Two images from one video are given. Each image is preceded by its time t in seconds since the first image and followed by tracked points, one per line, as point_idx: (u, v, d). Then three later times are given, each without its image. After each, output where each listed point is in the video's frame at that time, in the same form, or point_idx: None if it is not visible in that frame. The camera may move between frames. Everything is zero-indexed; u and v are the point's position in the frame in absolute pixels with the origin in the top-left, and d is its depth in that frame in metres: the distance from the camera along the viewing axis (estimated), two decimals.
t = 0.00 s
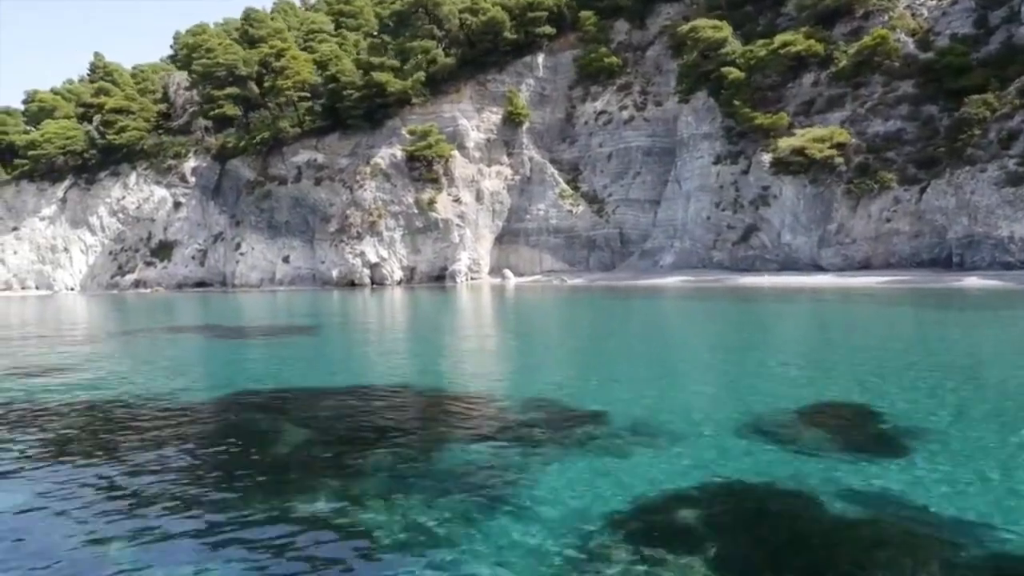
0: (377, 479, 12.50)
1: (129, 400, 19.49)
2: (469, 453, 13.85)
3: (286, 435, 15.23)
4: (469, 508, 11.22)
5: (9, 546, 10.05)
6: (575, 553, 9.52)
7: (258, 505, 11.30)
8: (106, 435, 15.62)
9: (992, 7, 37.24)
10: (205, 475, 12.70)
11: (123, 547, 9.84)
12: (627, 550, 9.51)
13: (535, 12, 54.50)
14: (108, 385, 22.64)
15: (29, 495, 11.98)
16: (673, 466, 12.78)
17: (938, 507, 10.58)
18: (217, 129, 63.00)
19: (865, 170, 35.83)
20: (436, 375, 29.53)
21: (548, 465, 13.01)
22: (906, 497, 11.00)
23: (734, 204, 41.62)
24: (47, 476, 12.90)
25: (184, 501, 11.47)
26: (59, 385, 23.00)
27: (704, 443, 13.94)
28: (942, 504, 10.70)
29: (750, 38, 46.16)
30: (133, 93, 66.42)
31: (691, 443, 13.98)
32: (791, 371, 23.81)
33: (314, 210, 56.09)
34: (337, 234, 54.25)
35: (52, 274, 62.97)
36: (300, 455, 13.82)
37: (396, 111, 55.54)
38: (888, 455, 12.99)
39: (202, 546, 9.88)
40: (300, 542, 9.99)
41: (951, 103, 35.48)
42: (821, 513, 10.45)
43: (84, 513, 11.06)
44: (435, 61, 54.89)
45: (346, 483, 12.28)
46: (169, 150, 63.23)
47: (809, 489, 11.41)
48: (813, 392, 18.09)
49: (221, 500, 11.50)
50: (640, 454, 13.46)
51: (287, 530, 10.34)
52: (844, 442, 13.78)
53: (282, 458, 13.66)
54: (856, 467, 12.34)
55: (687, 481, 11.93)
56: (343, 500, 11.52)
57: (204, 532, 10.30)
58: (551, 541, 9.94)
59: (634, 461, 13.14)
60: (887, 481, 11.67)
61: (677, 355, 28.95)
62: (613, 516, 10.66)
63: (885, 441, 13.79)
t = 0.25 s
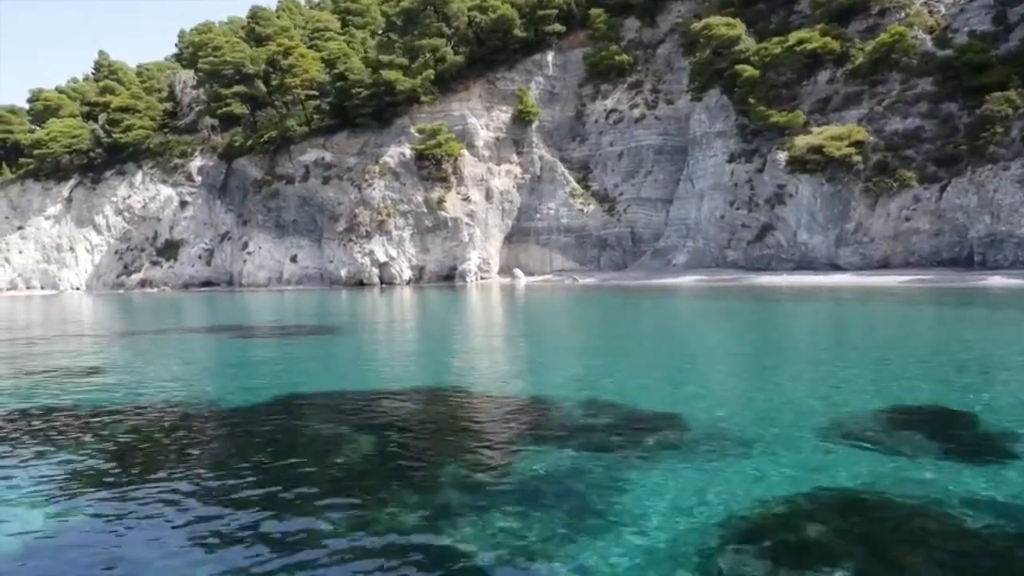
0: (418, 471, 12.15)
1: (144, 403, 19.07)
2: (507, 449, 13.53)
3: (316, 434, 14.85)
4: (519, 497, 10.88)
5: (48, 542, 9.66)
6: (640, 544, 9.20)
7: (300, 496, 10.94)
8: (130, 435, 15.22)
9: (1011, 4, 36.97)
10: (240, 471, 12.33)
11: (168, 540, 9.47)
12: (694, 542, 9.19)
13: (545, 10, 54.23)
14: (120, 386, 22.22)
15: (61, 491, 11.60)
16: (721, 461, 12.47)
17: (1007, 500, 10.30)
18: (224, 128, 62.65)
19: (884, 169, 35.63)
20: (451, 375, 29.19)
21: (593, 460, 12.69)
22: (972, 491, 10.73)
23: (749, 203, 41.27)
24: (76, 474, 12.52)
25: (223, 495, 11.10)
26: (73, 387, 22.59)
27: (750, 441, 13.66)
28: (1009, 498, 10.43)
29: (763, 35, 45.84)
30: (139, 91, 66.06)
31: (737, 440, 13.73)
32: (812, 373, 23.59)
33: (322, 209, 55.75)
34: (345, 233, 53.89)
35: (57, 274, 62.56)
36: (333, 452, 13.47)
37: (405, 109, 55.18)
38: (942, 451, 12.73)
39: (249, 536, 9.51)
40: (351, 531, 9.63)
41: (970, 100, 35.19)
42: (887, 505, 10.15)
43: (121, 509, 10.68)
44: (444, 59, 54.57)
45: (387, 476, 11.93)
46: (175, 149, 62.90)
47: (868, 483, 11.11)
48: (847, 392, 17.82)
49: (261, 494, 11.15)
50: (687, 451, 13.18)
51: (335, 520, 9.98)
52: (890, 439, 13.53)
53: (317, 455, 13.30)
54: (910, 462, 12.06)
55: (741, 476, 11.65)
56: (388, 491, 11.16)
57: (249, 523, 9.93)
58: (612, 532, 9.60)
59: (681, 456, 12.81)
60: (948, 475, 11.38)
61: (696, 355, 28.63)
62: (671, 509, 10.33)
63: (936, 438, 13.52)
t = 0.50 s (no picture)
0: (458, 479, 11.95)
1: (161, 409, 18.81)
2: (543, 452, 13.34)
3: (344, 440, 14.62)
4: (568, 506, 10.69)
5: (93, 562, 9.47)
6: (697, 558, 9.02)
7: (342, 508, 10.72)
8: (156, 442, 15.00)
9: None
10: (277, 480, 12.12)
11: (216, 554, 9.28)
12: (754, 557, 9.02)
13: (554, 8, 53.95)
14: (133, 390, 21.91)
15: (97, 504, 11.39)
16: (766, 468, 12.27)
17: None
18: (229, 126, 62.27)
19: (900, 167, 35.38)
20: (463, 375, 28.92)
21: (633, 466, 12.50)
22: None
23: (762, 202, 40.97)
24: (108, 485, 12.30)
25: (264, 506, 10.90)
26: (87, 391, 22.31)
27: (792, 447, 13.43)
28: None
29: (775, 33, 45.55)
30: (144, 90, 65.73)
31: (777, 446, 13.51)
32: (830, 375, 23.47)
33: (329, 208, 55.43)
34: (352, 232, 53.59)
35: (62, 273, 62.27)
36: (364, 458, 13.25)
37: (412, 108, 54.85)
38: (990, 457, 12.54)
39: (300, 552, 9.32)
40: (402, 545, 9.44)
41: (987, 98, 35.03)
42: (945, 515, 9.97)
43: (160, 522, 10.47)
44: (453, 57, 54.26)
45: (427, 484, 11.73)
46: (181, 148, 62.57)
47: (918, 491, 10.95)
48: (876, 395, 17.61)
49: (303, 504, 10.94)
50: (729, 457, 12.96)
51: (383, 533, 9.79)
52: (930, 444, 13.40)
53: (351, 461, 13.09)
54: (955, 468, 11.96)
55: (790, 484, 11.45)
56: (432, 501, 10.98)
57: (295, 537, 9.75)
58: (667, 543, 9.42)
59: (722, 464, 12.62)
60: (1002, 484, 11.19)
61: (712, 356, 28.42)
62: (724, 519, 10.15)
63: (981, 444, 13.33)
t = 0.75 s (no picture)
0: (500, 482, 11.74)
1: (179, 412, 18.55)
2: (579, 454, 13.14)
3: (375, 443, 14.39)
4: (618, 510, 10.48)
5: (137, 573, 9.23)
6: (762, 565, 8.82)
7: (393, 511, 10.58)
8: (182, 446, 14.75)
9: None
10: (315, 484, 11.88)
11: (265, 561, 9.06)
12: (818, 566, 8.83)
13: (562, 6, 53.64)
14: (149, 392, 21.67)
15: (133, 510, 11.15)
16: (813, 472, 12.06)
17: None
18: (235, 125, 61.90)
19: (917, 165, 35.29)
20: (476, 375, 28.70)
21: (676, 468, 12.29)
22: None
23: (775, 201, 40.73)
24: (142, 490, 12.05)
25: (306, 512, 10.66)
26: (101, 392, 22.06)
27: (836, 450, 13.29)
28: None
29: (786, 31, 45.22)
30: (148, 89, 65.38)
31: (821, 448, 13.35)
32: (850, 376, 23.35)
33: (336, 208, 55.13)
34: (360, 232, 53.31)
35: (67, 273, 61.96)
36: (399, 460, 13.04)
37: (420, 107, 54.54)
38: None
39: (351, 560, 9.10)
40: (456, 553, 9.22)
41: (1004, 97, 35.04)
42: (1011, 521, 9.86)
43: (202, 529, 10.23)
44: (461, 56, 53.96)
45: (469, 487, 11.50)
46: (186, 147, 62.23)
47: (977, 496, 10.83)
48: (909, 396, 17.43)
49: (346, 510, 10.72)
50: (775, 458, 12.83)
51: (435, 540, 9.58)
52: (972, 445, 13.24)
53: (387, 463, 12.87)
54: (1009, 472, 11.85)
55: (844, 488, 11.33)
56: (478, 505, 10.76)
57: (345, 544, 9.53)
58: (727, 549, 9.23)
59: (766, 466, 12.43)
60: None
61: (729, 355, 28.21)
62: (781, 525, 9.95)
63: None
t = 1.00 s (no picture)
0: (543, 482, 11.54)
1: (197, 409, 18.30)
2: (616, 454, 12.93)
3: (406, 442, 14.18)
4: (670, 510, 10.32)
5: None
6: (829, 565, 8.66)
7: (444, 509, 10.50)
8: (209, 443, 14.50)
9: None
10: (355, 484, 11.68)
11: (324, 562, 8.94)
12: (891, 563, 8.74)
13: (571, 4, 53.35)
14: (162, 389, 21.38)
15: (172, 509, 10.94)
16: (861, 470, 11.90)
17: None
18: (241, 124, 61.54)
19: (934, 164, 35.28)
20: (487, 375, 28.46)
21: (719, 467, 12.10)
22: None
23: (789, 200, 40.47)
24: (177, 489, 11.83)
25: (352, 513, 10.47)
26: (115, 389, 21.77)
27: (881, 447, 13.18)
28: None
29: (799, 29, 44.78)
30: (154, 88, 65.08)
31: (866, 446, 13.23)
32: (869, 375, 23.14)
33: (344, 207, 54.82)
34: (368, 231, 53.03)
35: (72, 272, 61.69)
36: (436, 458, 12.89)
37: (428, 105, 54.27)
38: None
39: (408, 563, 8.92)
40: (514, 555, 9.04)
41: (1021, 95, 35.07)
42: None
43: (247, 530, 10.03)
44: (470, 54, 53.67)
45: (512, 487, 11.31)
46: (192, 146, 61.92)
47: None
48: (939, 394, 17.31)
49: (392, 510, 10.53)
50: (822, 455, 12.77)
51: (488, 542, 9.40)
52: (1015, 442, 13.10)
53: (423, 463, 12.66)
54: None
55: (900, 485, 11.25)
56: (526, 505, 10.58)
57: (398, 546, 9.34)
58: (795, 545, 9.16)
59: (813, 463, 12.33)
60: None
61: (745, 354, 28.02)
62: (840, 525, 9.79)
63: None
